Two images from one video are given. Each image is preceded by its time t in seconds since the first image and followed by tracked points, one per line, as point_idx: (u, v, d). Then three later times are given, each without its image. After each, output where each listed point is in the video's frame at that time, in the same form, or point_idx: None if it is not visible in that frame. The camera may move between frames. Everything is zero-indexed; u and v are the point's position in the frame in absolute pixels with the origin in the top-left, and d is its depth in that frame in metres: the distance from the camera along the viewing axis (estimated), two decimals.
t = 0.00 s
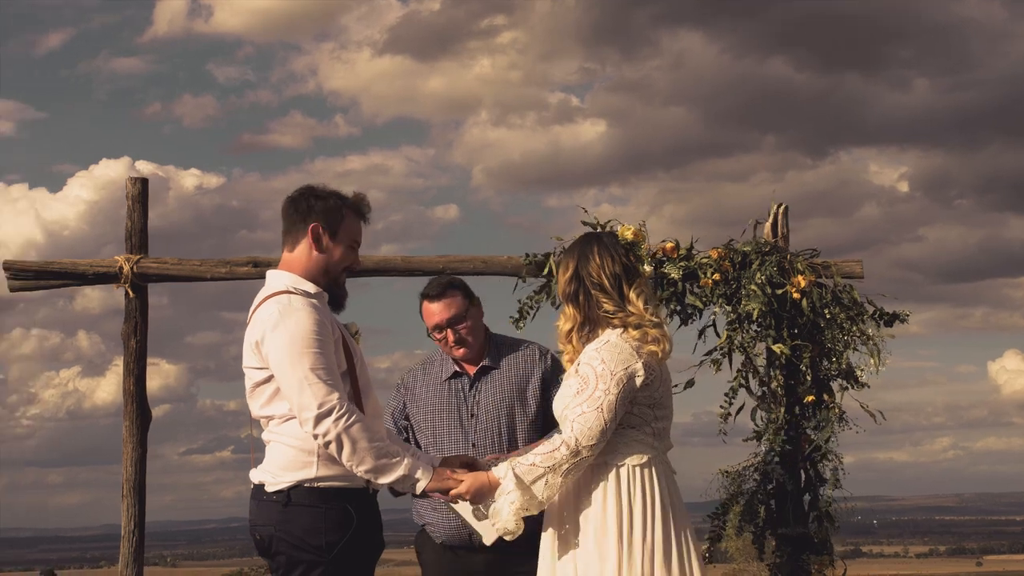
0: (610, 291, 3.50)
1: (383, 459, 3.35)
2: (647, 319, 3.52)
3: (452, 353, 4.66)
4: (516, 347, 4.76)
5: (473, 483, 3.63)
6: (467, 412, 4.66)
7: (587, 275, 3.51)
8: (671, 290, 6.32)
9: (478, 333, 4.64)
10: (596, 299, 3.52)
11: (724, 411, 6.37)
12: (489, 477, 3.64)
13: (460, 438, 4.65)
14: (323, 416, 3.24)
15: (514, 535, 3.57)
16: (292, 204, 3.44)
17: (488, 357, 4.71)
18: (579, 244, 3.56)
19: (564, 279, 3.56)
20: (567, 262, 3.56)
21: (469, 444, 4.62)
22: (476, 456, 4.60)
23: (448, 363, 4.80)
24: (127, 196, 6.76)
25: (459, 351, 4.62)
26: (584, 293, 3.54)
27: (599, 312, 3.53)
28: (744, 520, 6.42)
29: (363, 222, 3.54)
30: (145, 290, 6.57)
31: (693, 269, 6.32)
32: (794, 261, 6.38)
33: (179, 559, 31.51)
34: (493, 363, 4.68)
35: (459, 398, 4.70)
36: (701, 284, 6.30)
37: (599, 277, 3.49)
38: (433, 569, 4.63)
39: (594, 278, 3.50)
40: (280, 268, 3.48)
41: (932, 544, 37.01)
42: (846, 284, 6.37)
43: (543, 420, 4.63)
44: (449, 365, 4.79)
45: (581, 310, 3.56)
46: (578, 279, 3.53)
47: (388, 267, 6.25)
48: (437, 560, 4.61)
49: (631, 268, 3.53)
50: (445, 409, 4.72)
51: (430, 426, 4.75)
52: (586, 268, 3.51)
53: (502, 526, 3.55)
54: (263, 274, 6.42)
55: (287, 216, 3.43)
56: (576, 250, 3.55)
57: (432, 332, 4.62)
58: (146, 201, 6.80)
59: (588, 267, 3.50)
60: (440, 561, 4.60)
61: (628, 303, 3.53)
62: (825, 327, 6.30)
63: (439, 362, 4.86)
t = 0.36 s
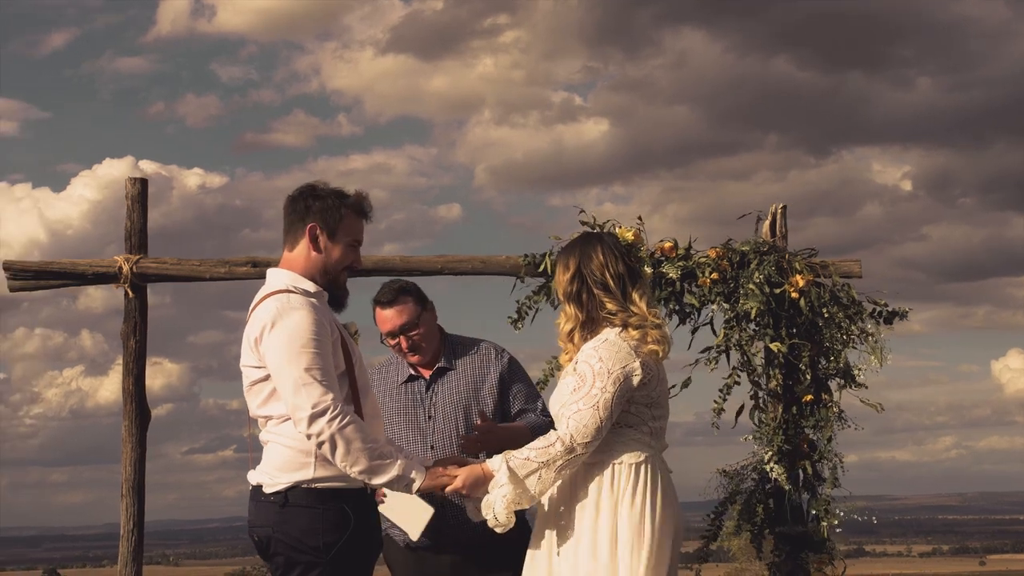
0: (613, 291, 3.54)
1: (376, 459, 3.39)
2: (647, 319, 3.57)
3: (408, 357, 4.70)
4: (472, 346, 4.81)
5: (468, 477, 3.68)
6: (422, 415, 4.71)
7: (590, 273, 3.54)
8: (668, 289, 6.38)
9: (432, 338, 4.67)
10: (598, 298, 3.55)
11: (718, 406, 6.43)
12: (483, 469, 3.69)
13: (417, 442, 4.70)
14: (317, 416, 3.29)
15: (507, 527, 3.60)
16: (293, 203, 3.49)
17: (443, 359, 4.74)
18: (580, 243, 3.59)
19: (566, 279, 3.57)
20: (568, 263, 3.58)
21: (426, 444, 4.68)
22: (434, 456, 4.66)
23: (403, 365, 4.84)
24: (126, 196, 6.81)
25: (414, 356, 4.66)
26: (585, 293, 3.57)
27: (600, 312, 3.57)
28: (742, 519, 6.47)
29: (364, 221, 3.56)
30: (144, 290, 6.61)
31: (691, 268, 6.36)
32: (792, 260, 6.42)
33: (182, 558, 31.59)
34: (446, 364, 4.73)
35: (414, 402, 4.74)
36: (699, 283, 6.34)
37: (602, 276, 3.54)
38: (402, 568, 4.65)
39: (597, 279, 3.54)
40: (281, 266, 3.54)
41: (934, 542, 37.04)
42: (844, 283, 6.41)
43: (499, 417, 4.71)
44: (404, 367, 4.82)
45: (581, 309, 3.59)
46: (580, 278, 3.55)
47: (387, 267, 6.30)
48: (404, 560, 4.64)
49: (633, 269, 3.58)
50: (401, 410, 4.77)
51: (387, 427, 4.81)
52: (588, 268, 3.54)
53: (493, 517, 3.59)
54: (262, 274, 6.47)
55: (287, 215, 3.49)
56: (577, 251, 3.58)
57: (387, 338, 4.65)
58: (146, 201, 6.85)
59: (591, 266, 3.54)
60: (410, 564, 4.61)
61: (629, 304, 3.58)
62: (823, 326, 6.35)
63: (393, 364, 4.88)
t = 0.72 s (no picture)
0: (606, 289, 3.56)
1: (377, 460, 3.41)
2: (639, 317, 3.59)
3: (390, 346, 4.70)
4: (457, 344, 4.84)
5: (469, 478, 3.70)
6: (411, 411, 4.72)
7: (584, 271, 3.56)
8: (664, 289, 6.40)
9: (417, 329, 4.70)
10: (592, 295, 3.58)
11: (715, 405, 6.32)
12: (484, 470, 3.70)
13: (406, 438, 4.71)
14: (320, 416, 3.31)
15: (508, 527, 3.62)
16: (292, 200, 3.50)
17: (427, 353, 4.78)
18: (574, 241, 3.62)
19: (559, 277, 3.60)
20: (561, 261, 3.61)
21: (416, 441, 4.69)
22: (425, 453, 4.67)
23: (388, 362, 4.83)
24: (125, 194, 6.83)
25: (399, 346, 4.68)
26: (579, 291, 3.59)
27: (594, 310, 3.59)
28: (739, 519, 6.49)
29: (364, 218, 3.58)
30: (143, 287, 6.64)
31: (688, 268, 6.39)
32: (789, 260, 6.44)
33: (182, 556, 31.64)
34: (433, 360, 4.75)
35: (402, 398, 4.75)
36: (696, 283, 6.37)
37: (596, 274, 3.56)
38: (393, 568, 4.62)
39: (589, 276, 3.56)
40: (280, 263, 3.55)
41: (934, 543, 37.05)
42: (840, 283, 6.43)
43: (489, 413, 4.75)
44: (388, 364, 4.82)
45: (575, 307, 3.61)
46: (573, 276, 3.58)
47: (384, 265, 6.32)
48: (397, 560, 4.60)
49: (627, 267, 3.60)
50: (389, 409, 4.76)
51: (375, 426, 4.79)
52: (580, 266, 3.56)
53: (494, 517, 3.61)
54: (260, 272, 6.50)
55: (287, 211, 3.49)
56: (569, 249, 3.60)
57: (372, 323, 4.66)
58: (145, 199, 6.88)
59: (584, 264, 3.56)
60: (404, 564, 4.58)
61: (623, 303, 3.60)
62: (819, 327, 6.36)
63: (377, 362, 4.88)
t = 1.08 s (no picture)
0: (624, 294, 3.55)
1: (379, 469, 3.39)
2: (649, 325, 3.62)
3: (415, 335, 4.71)
4: (479, 351, 4.84)
5: (470, 484, 3.69)
6: (432, 413, 4.70)
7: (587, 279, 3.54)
8: (664, 296, 6.39)
9: (445, 328, 4.73)
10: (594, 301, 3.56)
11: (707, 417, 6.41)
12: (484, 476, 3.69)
13: (426, 439, 4.68)
14: (322, 425, 3.29)
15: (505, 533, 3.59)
16: (295, 206, 3.49)
17: (450, 356, 4.78)
18: (578, 248, 3.59)
19: (575, 280, 3.55)
20: (575, 264, 3.56)
21: (436, 443, 4.66)
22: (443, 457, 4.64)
23: (409, 362, 4.80)
24: (125, 201, 6.83)
25: (423, 336, 4.69)
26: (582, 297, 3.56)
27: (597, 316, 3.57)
28: (739, 526, 6.48)
29: (369, 225, 3.57)
30: (143, 294, 6.63)
31: (688, 275, 6.38)
32: (788, 268, 6.42)
33: (182, 562, 31.60)
34: (455, 363, 4.76)
35: (423, 400, 4.73)
36: (696, 290, 6.36)
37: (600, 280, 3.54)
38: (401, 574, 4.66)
39: (609, 281, 3.53)
40: (283, 270, 3.53)
41: (936, 549, 36.99)
42: (839, 290, 6.40)
43: (509, 419, 4.73)
44: (410, 364, 4.80)
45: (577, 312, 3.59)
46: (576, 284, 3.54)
47: (384, 272, 6.31)
48: (406, 565, 4.64)
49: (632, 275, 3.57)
50: (407, 411, 4.73)
51: (392, 427, 4.75)
52: (598, 270, 3.53)
53: (492, 523, 3.58)
54: (260, 279, 6.49)
55: (292, 218, 3.47)
56: (582, 253, 3.56)
57: (405, 307, 4.68)
58: (145, 206, 6.87)
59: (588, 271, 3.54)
60: (411, 568, 4.62)
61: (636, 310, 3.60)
62: (818, 334, 6.34)
63: (399, 364, 4.86)
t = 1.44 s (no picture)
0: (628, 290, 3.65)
1: (375, 467, 3.41)
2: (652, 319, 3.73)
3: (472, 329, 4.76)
4: (529, 358, 4.92)
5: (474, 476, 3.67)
6: (479, 409, 4.73)
7: (583, 280, 3.58)
8: (663, 296, 6.42)
9: (502, 331, 4.77)
10: (591, 301, 3.61)
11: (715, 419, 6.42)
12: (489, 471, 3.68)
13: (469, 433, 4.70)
14: (314, 425, 3.31)
15: (507, 531, 3.63)
16: (292, 206, 3.51)
17: (503, 359, 4.84)
18: (570, 249, 3.65)
19: (581, 283, 3.58)
20: (576, 267, 3.59)
21: (478, 438, 4.69)
22: (483, 453, 4.67)
23: (461, 355, 4.82)
24: (124, 203, 6.86)
25: (478, 331, 4.75)
26: (578, 297, 3.60)
27: (593, 315, 3.61)
28: (736, 526, 6.49)
29: (366, 224, 3.58)
30: (142, 296, 6.66)
31: (686, 276, 6.41)
32: (786, 268, 6.44)
33: (182, 564, 31.62)
34: (510, 366, 4.83)
35: (470, 395, 4.76)
36: (694, 291, 6.39)
37: (595, 279, 3.60)
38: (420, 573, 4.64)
39: (613, 279, 3.62)
40: (282, 269, 3.56)
41: (936, 550, 37.00)
42: (838, 290, 6.42)
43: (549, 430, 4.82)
44: (462, 357, 4.82)
45: (575, 313, 3.64)
46: (571, 284, 3.59)
47: (382, 273, 6.34)
48: (426, 562, 4.62)
49: (627, 271, 3.65)
50: (454, 402, 4.74)
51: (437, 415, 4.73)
52: (603, 270, 3.60)
53: (496, 522, 3.61)
54: (259, 281, 6.52)
55: (289, 217, 3.50)
56: (582, 254, 3.61)
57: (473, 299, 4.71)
58: (144, 208, 6.90)
59: (581, 270, 3.58)
60: (432, 565, 4.61)
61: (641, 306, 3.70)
62: (817, 334, 6.37)
63: (448, 353, 4.86)
